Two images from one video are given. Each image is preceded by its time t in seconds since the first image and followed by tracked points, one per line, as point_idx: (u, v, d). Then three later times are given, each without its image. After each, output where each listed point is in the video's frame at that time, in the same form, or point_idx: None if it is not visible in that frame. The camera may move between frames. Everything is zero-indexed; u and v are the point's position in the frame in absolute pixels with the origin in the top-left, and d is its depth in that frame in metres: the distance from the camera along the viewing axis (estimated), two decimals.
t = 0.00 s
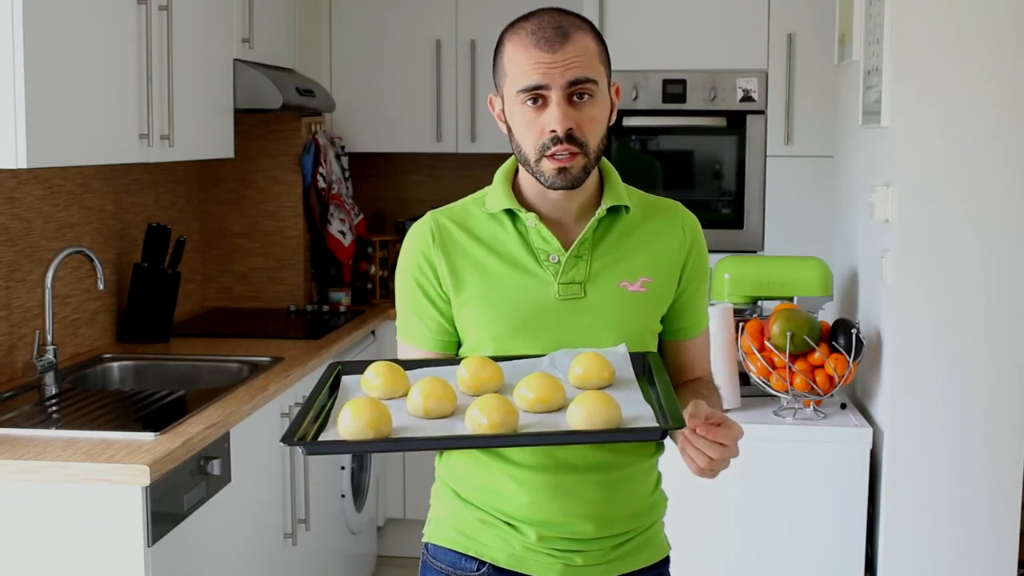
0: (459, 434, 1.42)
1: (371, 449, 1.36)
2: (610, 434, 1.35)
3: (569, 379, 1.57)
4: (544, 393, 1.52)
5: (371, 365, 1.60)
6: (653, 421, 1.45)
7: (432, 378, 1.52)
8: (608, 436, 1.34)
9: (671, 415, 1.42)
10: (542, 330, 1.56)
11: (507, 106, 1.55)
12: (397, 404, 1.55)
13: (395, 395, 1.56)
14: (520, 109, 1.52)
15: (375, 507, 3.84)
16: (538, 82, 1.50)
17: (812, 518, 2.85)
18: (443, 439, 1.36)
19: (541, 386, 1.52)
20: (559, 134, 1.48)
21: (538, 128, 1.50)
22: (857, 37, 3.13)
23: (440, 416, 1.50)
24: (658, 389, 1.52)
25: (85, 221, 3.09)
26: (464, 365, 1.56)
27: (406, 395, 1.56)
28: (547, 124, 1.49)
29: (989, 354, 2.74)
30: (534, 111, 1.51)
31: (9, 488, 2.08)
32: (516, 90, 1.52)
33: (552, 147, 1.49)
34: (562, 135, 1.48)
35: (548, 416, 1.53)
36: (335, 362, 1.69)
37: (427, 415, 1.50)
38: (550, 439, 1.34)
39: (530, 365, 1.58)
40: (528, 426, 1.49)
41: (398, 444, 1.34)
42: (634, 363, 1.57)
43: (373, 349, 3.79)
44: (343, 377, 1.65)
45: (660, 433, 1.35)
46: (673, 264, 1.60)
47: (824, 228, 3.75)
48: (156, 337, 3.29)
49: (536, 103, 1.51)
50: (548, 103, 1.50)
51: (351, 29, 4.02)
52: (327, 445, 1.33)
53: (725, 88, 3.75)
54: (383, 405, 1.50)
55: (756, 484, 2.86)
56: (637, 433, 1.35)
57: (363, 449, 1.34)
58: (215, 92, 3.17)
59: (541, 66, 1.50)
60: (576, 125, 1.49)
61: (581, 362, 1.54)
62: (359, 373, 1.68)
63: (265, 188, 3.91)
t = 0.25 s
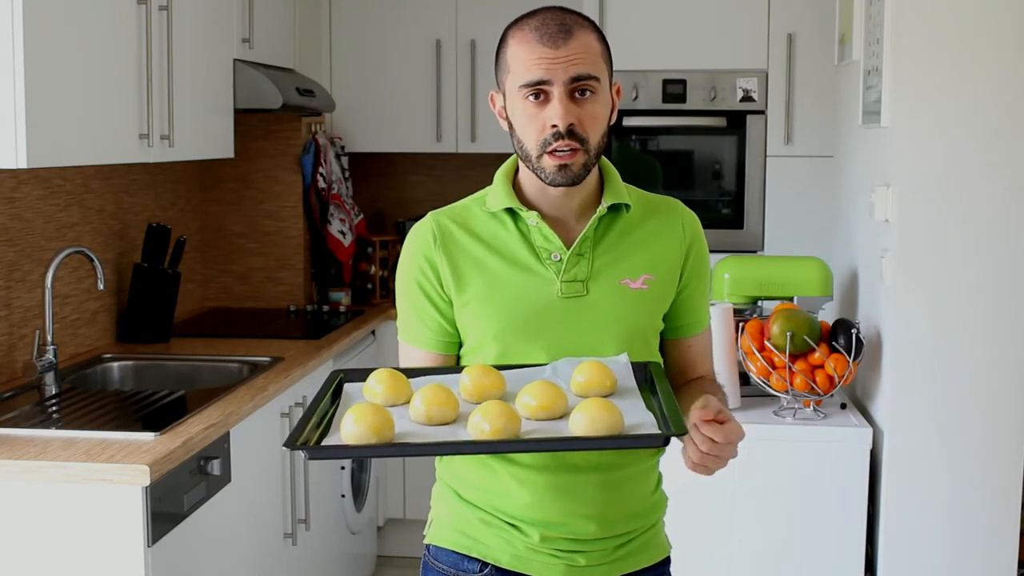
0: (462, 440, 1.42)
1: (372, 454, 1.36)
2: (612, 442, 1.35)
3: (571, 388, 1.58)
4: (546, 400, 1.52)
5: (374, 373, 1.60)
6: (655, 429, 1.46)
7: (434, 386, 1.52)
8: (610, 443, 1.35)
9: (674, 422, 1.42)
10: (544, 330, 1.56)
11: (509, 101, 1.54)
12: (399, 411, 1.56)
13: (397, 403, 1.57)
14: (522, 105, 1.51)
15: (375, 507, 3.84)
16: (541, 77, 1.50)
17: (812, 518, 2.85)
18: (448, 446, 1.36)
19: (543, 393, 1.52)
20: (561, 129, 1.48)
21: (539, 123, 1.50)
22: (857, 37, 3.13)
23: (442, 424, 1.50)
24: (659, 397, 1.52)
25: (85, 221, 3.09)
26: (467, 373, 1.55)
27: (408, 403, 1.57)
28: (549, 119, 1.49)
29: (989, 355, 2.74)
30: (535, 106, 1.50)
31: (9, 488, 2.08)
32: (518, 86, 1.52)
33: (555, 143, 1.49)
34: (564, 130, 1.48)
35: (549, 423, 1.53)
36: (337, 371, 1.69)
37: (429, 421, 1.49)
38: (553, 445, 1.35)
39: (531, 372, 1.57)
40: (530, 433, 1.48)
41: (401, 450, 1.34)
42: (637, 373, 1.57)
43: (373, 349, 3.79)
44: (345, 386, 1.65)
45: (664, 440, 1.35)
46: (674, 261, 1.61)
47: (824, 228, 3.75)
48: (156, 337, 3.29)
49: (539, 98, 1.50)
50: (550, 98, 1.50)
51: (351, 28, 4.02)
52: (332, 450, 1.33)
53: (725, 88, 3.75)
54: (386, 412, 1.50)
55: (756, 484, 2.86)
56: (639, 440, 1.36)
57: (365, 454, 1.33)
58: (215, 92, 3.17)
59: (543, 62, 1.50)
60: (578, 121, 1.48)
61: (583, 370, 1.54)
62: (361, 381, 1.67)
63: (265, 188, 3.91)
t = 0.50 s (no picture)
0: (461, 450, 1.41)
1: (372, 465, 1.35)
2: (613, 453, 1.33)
3: (570, 398, 1.55)
4: (546, 410, 1.50)
5: (373, 383, 1.59)
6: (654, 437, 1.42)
7: (433, 396, 1.52)
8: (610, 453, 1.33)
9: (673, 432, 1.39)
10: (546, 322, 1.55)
11: (510, 100, 1.54)
12: (398, 421, 1.54)
13: (397, 413, 1.55)
14: (523, 103, 1.51)
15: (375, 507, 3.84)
16: (542, 75, 1.50)
17: (812, 518, 2.85)
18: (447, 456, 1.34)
19: (542, 403, 1.50)
20: (564, 127, 1.48)
21: (542, 121, 1.50)
22: (857, 37, 3.13)
23: (441, 433, 1.49)
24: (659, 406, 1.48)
25: (85, 221, 3.09)
26: (467, 382, 1.53)
27: (408, 412, 1.55)
28: (551, 116, 1.49)
29: (989, 355, 2.74)
30: (537, 104, 1.50)
31: (9, 488, 2.07)
32: (519, 85, 1.52)
33: (558, 140, 1.49)
34: (566, 126, 1.48)
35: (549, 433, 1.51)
36: (336, 380, 1.67)
37: (429, 431, 1.49)
38: (553, 456, 1.34)
39: (529, 383, 1.57)
40: (529, 444, 1.47)
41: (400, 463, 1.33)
42: (635, 380, 1.55)
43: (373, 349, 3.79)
44: (344, 395, 1.64)
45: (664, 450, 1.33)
46: (675, 253, 1.61)
47: (824, 228, 3.75)
48: (156, 337, 3.29)
49: (540, 96, 1.50)
50: (551, 96, 1.50)
51: (351, 28, 4.02)
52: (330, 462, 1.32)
53: (725, 88, 3.75)
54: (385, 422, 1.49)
55: (756, 484, 2.86)
56: (638, 450, 1.33)
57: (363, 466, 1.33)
58: (215, 92, 3.17)
59: (544, 59, 1.50)
60: (580, 118, 1.48)
61: (583, 380, 1.53)
62: (360, 390, 1.66)
63: (264, 188, 3.91)
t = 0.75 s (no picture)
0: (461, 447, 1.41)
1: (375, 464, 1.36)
2: (616, 447, 1.35)
3: (571, 399, 1.57)
4: (546, 410, 1.50)
5: (373, 385, 1.60)
6: (655, 434, 1.45)
7: (433, 396, 1.52)
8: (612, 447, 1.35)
9: (674, 427, 1.41)
10: (552, 325, 1.55)
11: (510, 99, 1.55)
12: (398, 422, 1.55)
13: (398, 415, 1.57)
14: (523, 101, 1.52)
15: (375, 507, 3.84)
16: (541, 71, 1.50)
17: (812, 518, 2.85)
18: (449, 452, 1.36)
19: (543, 403, 1.50)
20: (564, 122, 1.48)
21: (542, 118, 1.50)
22: (857, 37, 3.13)
23: (442, 433, 1.49)
24: (660, 407, 1.51)
25: (85, 221, 3.09)
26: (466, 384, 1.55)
27: (408, 414, 1.56)
28: (551, 113, 1.49)
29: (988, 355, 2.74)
30: (537, 102, 1.51)
31: (9, 488, 2.07)
32: (518, 83, 1.52)
33: (559, 137, 1.49)
34: (567, 122, 1.48)
35: (549, 433, 1.52)
36: (335, 385, 1.67)
37: (429, 431, 1.49)
38: (556, 450, 1.36)
39: (531, 386, 1.56)
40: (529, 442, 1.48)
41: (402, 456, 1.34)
42: (638, 384, 1.56)
43: (373, 349, 3.79)
44: (344, 399, 1.64)
45: (665, 444, 1.35)
46: (678, 254, 1.61)
47: (824, 228, 3.75)
48: (156, 337, 3.29)
49: (539, 94, 1.51)
50: (551, 93, 1.50)
51: (351, 28, 4.02)
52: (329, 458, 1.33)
53: (725, 88, 3.75)
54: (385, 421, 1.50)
55: (756, 484, 2.86)
56: (639, 444, 1.35)
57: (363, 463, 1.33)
58: (215, 92, 3.17)
59: (542, 56, 1.50)
60: (580, 113, 1.49)
61: (583, 382, 1.54)
62: (360, 395, 1.66)
63: (264, 188, 3.91)
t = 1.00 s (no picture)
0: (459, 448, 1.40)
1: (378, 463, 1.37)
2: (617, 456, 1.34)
3: (571, 403, 1.54)
4: (547, 413, 1.49)
5: (375, 383, 1.59)
6: (656, 443, 1.43)
7: (434, 396, 1.51)
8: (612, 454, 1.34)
9: (675, 436, 1.40)
10: (554, 325, 1.55)
11: (513, 99, 1.55)
12: (399, 421, 1.54)
13: (398, 413, 1.55)
14: (526, 102, 1.52)
15: (375, 507, 3.84)
16: (544, 74, 1.50)
17: (812, 518, 2.85)
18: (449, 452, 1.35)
19: (544, 406, 1.50)
20: (567, 125, 1.48)
21: (545, 120, 1.50)
22: (857, 37, 3.13)
23: (442, 433, 1.49)
24: (661, 416, 1.49)
25: (85, 221, 3.08)
26: (468, 385, 1.54)
27: (409, 413, 1.55)
28: (554, 115, 1.49)
29: (988, 355, 2.74)
30: (540, 103, 1.50)
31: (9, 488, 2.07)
32: (522, 84, 1.52)
33: (562, 138, 1.49)
34: (569, 125, 1.48)
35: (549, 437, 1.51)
36: (337, 380, 1.68)
37: (429, 431, 1.49)
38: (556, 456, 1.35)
39: (535, 387, 1.56)
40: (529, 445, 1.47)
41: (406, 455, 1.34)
42: (639, 391, 1.56)
43: (373, 349, 3.79)
44: (346, 395, 1.64)
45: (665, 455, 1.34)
46: (680, 255, 1.61)
47: (824, 228, 3.75)
48: (156, 337, 3.29)
49: (542, 95, 1.51)
50: (553, 94, 1.50)
51: (351, 28, 4.02)
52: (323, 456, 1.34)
53: (725, 88, 3.75)
54: (385, 419, 1.49)
55: (756, 484, 2.86)
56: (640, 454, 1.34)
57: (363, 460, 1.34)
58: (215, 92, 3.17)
59: (546, 58, 1.50)
60: (583, 115, 1.48)
61: (585, 387, 1.51)
62: (362, 391, 1.66)
63: (264, 188, 3.91)
